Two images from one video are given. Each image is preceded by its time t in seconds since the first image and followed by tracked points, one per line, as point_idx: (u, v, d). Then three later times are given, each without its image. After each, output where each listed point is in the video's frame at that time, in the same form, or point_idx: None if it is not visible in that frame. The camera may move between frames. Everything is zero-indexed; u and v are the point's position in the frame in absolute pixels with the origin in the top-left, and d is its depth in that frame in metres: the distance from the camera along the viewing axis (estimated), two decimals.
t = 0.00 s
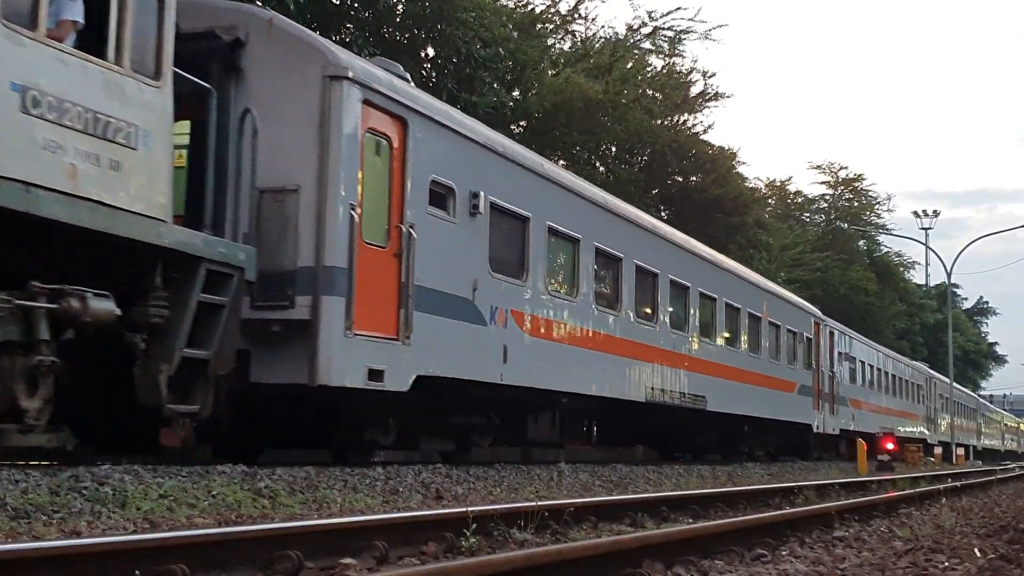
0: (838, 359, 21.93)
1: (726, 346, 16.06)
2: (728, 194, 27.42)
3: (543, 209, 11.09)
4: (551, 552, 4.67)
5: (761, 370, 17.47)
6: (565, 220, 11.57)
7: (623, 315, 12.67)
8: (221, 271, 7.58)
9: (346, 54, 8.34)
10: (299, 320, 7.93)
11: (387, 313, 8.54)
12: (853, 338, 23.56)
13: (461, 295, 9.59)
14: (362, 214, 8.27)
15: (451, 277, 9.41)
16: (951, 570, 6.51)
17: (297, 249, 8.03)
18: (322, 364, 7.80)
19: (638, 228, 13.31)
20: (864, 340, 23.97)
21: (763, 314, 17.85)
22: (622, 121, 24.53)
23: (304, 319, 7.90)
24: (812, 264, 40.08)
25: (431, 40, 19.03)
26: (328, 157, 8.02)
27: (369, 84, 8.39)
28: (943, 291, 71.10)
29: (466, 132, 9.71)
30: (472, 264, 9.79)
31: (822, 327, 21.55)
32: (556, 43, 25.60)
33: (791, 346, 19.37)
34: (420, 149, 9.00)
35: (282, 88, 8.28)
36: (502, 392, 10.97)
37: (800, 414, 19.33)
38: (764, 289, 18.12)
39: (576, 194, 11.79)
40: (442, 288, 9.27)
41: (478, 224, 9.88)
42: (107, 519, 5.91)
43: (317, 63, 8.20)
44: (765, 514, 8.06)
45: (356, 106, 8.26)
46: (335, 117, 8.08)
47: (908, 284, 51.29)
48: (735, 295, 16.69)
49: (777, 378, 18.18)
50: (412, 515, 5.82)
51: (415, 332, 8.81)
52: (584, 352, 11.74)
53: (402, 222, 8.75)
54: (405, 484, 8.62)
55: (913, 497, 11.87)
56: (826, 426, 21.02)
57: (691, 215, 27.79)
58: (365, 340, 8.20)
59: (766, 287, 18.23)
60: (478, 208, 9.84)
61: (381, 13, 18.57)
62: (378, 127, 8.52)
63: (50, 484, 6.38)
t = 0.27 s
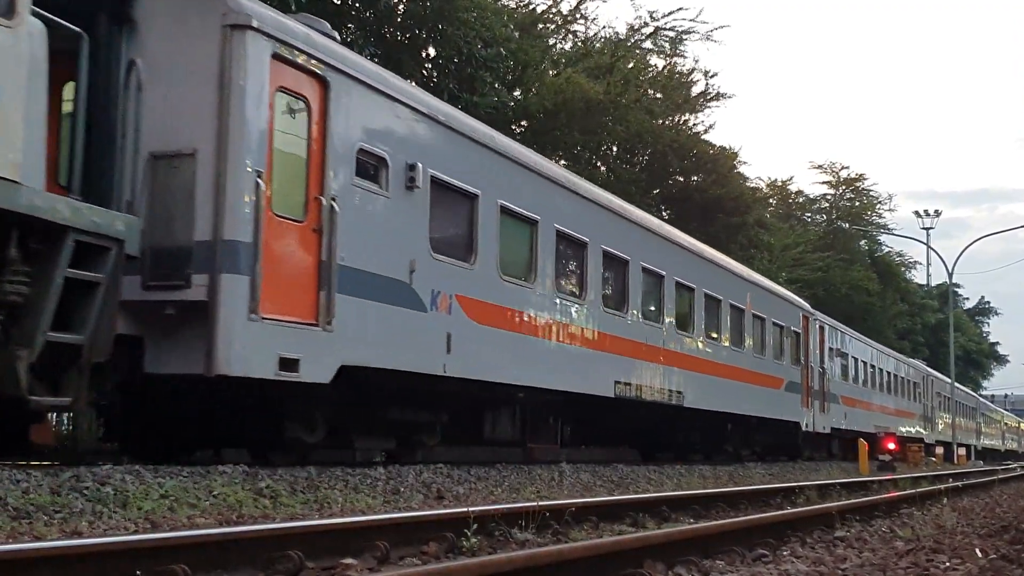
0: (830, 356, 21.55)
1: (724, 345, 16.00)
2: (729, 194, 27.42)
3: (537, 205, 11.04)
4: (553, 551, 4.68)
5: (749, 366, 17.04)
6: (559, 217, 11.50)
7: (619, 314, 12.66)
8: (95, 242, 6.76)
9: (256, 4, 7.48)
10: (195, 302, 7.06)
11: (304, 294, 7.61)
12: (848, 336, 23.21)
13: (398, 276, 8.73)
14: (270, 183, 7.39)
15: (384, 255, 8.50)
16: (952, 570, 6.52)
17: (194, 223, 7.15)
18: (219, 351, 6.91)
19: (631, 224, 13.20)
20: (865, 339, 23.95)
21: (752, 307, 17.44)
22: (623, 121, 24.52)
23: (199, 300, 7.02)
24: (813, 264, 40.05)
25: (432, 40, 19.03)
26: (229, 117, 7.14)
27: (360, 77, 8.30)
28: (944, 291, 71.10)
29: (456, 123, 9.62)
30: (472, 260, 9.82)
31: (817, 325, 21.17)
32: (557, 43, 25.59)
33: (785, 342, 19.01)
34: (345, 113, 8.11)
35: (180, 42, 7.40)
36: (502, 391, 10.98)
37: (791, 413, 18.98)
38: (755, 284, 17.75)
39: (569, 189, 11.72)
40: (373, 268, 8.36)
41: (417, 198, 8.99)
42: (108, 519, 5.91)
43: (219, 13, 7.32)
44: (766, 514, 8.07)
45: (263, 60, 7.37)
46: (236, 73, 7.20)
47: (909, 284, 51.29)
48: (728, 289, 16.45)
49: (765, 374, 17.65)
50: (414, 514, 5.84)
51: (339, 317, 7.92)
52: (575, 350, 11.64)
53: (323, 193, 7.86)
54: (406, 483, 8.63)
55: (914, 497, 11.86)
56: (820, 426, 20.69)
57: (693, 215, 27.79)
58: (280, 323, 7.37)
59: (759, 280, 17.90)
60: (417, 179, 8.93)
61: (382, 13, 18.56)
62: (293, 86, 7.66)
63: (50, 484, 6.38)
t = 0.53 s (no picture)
0: (822, 352, 20.97)
1: (724, 345, 15.99)
2: (729, 194, 27.42)
3: (538, 205, 11.03)
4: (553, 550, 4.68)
5: (734, 362, 16.38)
6: (559, 217, 11.50)
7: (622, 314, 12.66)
8: None
9: None
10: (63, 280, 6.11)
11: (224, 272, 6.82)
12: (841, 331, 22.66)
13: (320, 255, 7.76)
14: (155, 142, 6.43)
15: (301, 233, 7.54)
16: (953, 569, 6.52)
17: (62, 188, 6.18)
18: (85, 335, 5.98)
19: (631, 225, 13.20)
20: (865, 339, 23.94)
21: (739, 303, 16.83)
22: (623, 120, 24.52)
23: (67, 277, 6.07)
24: (814, 263, 40.02)
25: (433, 40, 19.04)
26: (100, 65, 6.16)
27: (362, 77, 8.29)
28: (945, 289, 71.14)
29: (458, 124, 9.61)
30: (447, 252, 9.33)
31: (808, 319, 20.57)
32: (558, 43, 25.59)
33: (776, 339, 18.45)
34: (251, 67, 7.15)
35: None
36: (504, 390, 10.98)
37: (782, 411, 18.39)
38: (743, 280, 17.19)
39: (568, 190, 11.72)
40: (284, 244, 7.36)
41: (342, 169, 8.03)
42: (110, 519, 5.92)
43: None
44: (768, 514, 8.08)
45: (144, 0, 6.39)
46: (110, 14, 6.22)
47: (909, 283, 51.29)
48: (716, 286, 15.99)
49: (751, 370, 17.00)
50: (417, 514, 5.84)
51: (243, 297, 6.97)
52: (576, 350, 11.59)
53: (222, 155, 6.90)
54: (407, 483, 8.63)
55: (915, 496, 11.86)
56: (813, 425, 20.13)
57: (694, 214, 27.80)
58: (251, 311, 7.06)
59: (747, 276, 17.37)
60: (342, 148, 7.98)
61: (383, 12, 18.55)
62: (184, 34, 6.68)
63: (53, 484, 6.39)
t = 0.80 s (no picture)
0: (817, 347, 19.94)
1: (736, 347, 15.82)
2: (730, 193, 27.42)
3: (541, 206, 10.75)
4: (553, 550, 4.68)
5: (724, 358, 15.36)
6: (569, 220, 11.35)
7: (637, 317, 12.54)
8: None
9: None
10: None
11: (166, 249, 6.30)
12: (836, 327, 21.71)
13: (223, 230, 6.71)
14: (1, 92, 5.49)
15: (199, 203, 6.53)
16: (954, 569, 6.51)
17: None
18: None
19: (641, 228, 12.99)
20: (868, 338, 23.89)
21: (732, 296, 15.87)
22: (624, 120, 24.51)
23: None
24: (816, 262, 40.00)
25: (434, 39, 19.04)
26: None
27: (366, 79, 8.17)
28: (946, 289, 71.16)
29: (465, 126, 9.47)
30: (381, 229, 8.22)
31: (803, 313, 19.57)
32: (558, 42, 25.58)
33: (772, 335, 17.50)
34: (127, 8, 6.16)
35: None
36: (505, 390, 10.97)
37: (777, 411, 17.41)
38: (737, 272, 16.26)
39: (579, 192, 11.57)
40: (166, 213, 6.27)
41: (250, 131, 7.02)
42: (111, 519, 5.92)
43: None
44: (768, 514, 8.08)
45: None
46: None
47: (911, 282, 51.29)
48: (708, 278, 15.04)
49: (743, 367, 15.94)
50: (418, 513, 5.85)
51: (117, 273, 5.96)
52: (591, 355, 11.46)
53: (87, 108, 5.89)
54: (408, 483, 8.63)
55: (916, 496, 11.85)
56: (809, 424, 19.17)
57: (695, 214, 27.81)
58: (130, 290, 6.06)
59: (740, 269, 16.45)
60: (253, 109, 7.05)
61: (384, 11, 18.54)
62: None
63: (53, 483, 6.39)
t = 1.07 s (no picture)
0: (802, 342, 19.17)
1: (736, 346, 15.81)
2: (732, 193, 27.42)
3: (541, 206, 10.78)
4: (556, 549, 4.67)
5: (700, 353, 14.54)
6: (569, 220, 11.34)
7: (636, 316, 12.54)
8: None
9: None
10: None
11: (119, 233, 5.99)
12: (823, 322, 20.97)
13: (137, 206, 6.10)
14: None
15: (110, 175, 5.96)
16: (955, 568, 6.50)
17: None
18: None
19: (638, 226, 12.90)
20: (870, 338, 23.88)
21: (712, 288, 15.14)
22: (625, 119, 24.50)
23: None
24: (817, 261, 39.98)
25: (435, 39, 19.05)
26: None
27: (367, 78, 8.17)
28: (947, 288, 71.15)
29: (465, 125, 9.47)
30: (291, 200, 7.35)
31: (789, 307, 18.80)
32: (559, 42, 25.56)
33: (755, 330, 16.74)
34: None
35: None
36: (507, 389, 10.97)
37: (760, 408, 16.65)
38: (719, 265, 15.55)
39: (578, 191, 11.55)
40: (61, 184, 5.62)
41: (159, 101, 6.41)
42: (112, 518, 5.91)
43: None
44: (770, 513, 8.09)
45: None
46: None
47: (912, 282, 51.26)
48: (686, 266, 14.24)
49: (721, 363, 15.16)
50: (419, 512, 5.85)
51: None
52: (591, 355, 11.48)
53: None
54: (409, 483, 8.63)
55: (918, 494, 11.84)
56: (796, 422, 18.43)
57: (696, 214, 27.82)
58: None
59: (722, 261, 15.75)
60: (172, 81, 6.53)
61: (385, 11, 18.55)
62: None
63: (54, 483, 6.39)
